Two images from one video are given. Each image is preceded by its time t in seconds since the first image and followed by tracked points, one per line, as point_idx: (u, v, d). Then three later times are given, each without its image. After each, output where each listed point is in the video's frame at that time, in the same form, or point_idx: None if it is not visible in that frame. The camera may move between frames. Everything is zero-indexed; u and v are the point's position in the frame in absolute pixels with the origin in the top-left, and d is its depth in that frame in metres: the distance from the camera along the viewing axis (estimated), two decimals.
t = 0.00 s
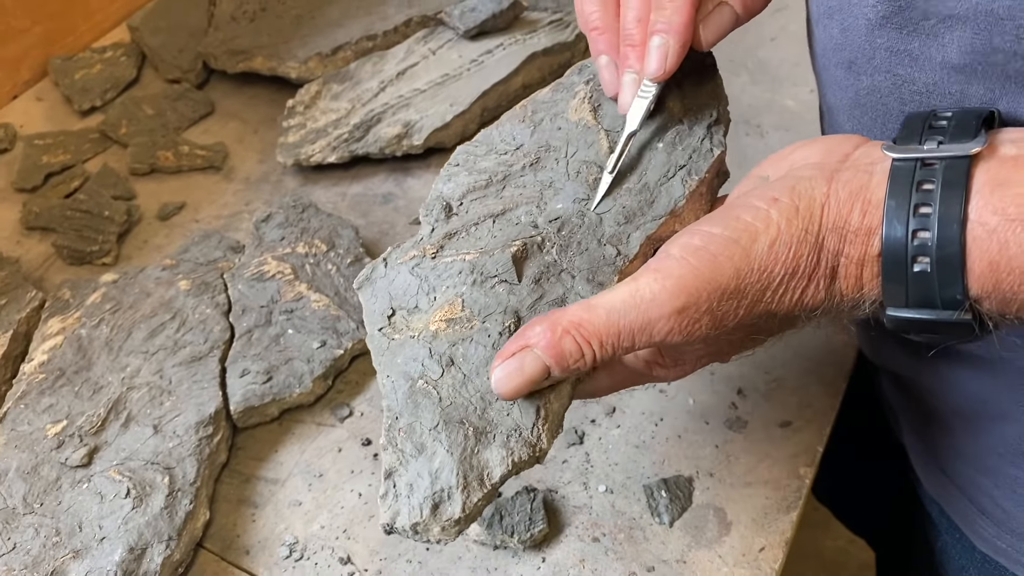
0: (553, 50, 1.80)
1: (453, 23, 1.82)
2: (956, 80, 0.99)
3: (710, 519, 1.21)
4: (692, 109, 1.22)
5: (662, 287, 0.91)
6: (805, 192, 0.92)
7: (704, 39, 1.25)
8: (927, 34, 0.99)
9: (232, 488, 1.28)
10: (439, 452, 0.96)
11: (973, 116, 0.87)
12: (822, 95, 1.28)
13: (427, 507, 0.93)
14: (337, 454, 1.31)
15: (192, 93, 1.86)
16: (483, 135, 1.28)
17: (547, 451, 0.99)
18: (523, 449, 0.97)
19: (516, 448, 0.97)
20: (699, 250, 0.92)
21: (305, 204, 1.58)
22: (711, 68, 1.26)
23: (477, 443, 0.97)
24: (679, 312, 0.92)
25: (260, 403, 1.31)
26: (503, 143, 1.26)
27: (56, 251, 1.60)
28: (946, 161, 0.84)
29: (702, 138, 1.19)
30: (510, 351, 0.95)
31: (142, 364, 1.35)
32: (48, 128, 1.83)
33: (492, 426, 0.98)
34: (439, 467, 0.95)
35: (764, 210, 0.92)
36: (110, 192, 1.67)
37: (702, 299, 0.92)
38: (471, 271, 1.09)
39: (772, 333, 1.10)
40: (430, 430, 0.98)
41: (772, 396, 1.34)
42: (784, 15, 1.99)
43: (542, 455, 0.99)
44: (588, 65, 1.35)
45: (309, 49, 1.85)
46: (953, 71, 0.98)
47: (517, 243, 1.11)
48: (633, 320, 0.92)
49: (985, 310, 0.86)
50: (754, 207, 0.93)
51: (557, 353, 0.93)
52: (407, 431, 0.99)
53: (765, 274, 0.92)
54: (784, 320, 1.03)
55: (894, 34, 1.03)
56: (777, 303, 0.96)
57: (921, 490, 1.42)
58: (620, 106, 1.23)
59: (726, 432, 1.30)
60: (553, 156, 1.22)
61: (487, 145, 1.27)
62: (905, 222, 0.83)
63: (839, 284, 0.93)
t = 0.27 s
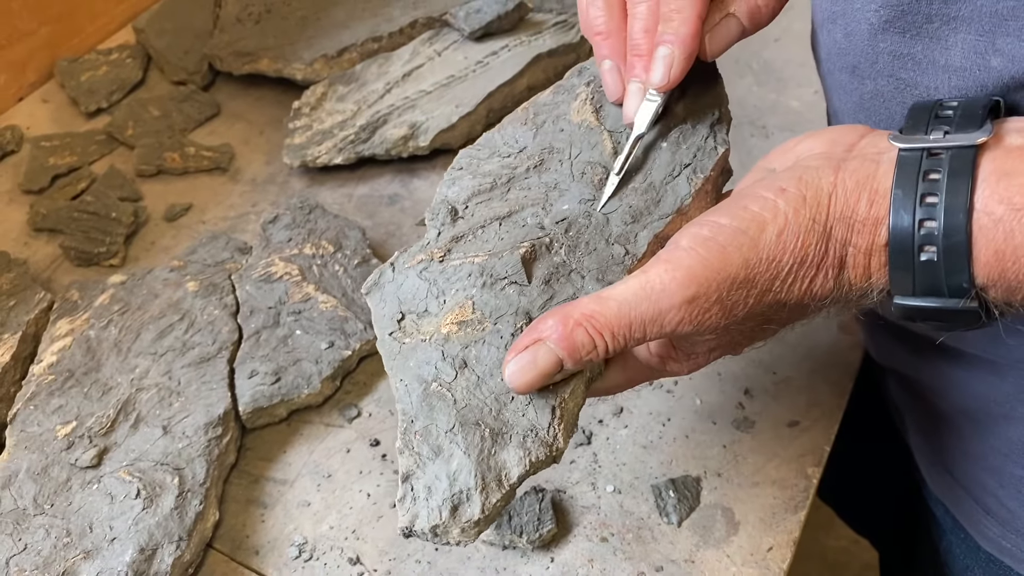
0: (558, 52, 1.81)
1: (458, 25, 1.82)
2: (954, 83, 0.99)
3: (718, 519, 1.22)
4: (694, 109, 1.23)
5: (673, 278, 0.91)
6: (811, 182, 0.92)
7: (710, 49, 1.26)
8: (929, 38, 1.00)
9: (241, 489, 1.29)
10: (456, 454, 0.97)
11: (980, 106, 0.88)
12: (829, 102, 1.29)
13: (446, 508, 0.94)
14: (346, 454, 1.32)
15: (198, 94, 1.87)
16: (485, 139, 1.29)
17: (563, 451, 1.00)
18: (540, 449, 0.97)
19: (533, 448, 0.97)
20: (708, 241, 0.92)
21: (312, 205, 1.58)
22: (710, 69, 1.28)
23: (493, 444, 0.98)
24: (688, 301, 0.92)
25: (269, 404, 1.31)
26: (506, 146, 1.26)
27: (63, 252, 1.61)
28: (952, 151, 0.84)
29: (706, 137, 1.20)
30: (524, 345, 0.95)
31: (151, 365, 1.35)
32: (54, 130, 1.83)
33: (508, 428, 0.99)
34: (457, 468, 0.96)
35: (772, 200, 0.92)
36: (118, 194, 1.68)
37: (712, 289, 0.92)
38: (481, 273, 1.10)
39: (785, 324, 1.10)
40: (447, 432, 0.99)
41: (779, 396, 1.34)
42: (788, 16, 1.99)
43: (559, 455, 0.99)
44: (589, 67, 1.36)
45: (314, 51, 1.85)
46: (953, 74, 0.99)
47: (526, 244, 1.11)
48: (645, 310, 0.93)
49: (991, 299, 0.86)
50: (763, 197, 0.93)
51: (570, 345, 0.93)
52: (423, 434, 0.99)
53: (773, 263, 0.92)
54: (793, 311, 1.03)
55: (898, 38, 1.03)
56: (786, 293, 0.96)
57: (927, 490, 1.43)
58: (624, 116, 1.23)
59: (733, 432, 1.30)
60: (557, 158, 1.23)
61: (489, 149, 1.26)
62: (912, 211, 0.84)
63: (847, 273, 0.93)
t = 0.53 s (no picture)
0: (559, 52, 1.80)
1: (459, 24, 1.82)
2: (964, 83, 0.98)
3: (722, 521, 1.21)
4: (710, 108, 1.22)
5: (683, 277, 0.91)
6: (824, 186, 0.91)
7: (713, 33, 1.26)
8: (937, 37, 0.99)
9: (242, 491, 1.28)
10: (458, 440, 0.97)
11: (993, 113, 0.87)
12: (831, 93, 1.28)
13: (446, 493, 0.93)
14: (347, 456, 1.31)
15: (199, 95, 1.86)
16: (501, 134, 1.28)
17: (565, 442, 0.99)
18: (543, 439, 0.97)
19: (535, 438, 0.97)
20: (719, 242, 0.92)
21: (312, 206, 1.58)
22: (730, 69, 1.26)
23: (496, 433, 0.97)
24: (698, 303, 0.92)
25: (270, 405, 1.31)
26: (520, 139, 1.26)
27: (63, 253, 1.60)
28: (964, 158, 0.84)
29: (721, 136, 1.19)
30: (532, 341, 0.95)
31: (151, 367, 1.35)
32: (54, 130, 1.82)
33: (511, 417, 0.98)
34: (459, 454, 0.96)
35: (784, 203, 0.92)
36: (118, 195, 1.67)
37: (721, 290, 0.92)
38: (491, 263, 1.09)
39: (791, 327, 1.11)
40: (450, 420, 0.98)
41: (783, 397, 1.34)
42: (789, 16, 1.99)
43: (562, 446, 0.99)
44: (606, 64, 1.36)
45: (314, 51, 1.85)
46: (961, 74, 0.98)
47: (537, 236, 1.11)
48: (653, 309, 0.92)
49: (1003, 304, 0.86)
50: (775, 199, 0.92)
51: (577, 343, 0.93)
52: (427, 420, 0.99)
53: (784, 266, 0.92)
54: (802, 315, 1.03)
55: (906, 35, 1.02)
56: (796, 296, 0.95)
57: (929, 490, 1.42)
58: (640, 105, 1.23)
59: (737, 433, 1.30)
60: (571, 153, 1.22)
61: (505, 141, 1.26)
62: (924, 217, 0.83)
63: (858, 277, 0.93)
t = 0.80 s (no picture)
0: (561, 50, 1.79)
1: (460, 22, 1.80)
2: (973, 82, 0.98)
3: (728, 523, 1.20)
4: (711, 110, 1.21)
5: (690, 282, 0.90)
6: (832, 186, 0.91)
7: (721, 43, 1.24)
8: (947, 34, 0.98)
9: (244, 493, 1.27)
10: (466, 456, 0.95)
11: (1005, 110, 0.85)
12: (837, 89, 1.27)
13: (456, 512, 0.92)
14: (349, 458, 1.30)
15: (198, 93, 1.85)
16: (497, 141, 1.26)
17: (576, 454, 0.98)
18: (552, 452, 0.96)
19: (545, 451, 0.96)
20: (726, 245, 0.91)
21: (313, 205, 1.57)
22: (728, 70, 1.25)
23: (505, 447, 0.96)
24: (706, 308, 0.91)
25: (271, 407, 1.30)
26: (519, 146, 1.24)
27: (62, 253, 1.59)
28: (975, 156, 0.82)
29: (723, 138, 1.18)
30: (538, 351, 0.94)
31: (152, 368, 1.34)
32: (52, 130, 1.81)
33: (519, 430, 0.97)
34: (468, 471, 0.95)
35: (791, 204, 0.91)
36: (117, 195, 1.66)
37: (729, 294, 0.91)
38: (493, 273, 1.08)
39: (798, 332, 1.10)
40: (457, 435, 0.97)
41: (788, 397, 1.33)
42: (792, 13, 1.97)
43: (572, 460, 0.98)
44: (603, 65, 1.34)
45: (315, 49, 1.83)
46: (971, 72, 0.97)
47: (539, 244, 1.09)
48: (660, 315, 0.91)
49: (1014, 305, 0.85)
50: (782, 201, 0.92)
51: (584, 351, 0.92)
52: (433, 435, 0.98)
53: (793, 269, 0.91)
54: (810, 318, 1.02)
55: (915, 32, 1.01)
56: (804, 299, 0.95)
57: (933, 493, 1.41)
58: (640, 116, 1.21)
59: (742, 434, 1.29)
60: (571, 158, 1.21)
61: (502, 148, 1.24)
62: (934, 217, 0.82)
63: (867, 280, 0.92)
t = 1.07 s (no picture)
0: (563, 45, 1.77)
1: (461, 18, 1.78)
2: (980, 76, 0.95)
3: (735, 525, 1.18)
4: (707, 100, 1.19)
5: (692, 275, 0.87)
6: (839, 177, 0.89)
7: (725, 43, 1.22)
8: (953, 28, 0.96)
9: (243, 496, 1.25)
10: (464, 465, 0.93)
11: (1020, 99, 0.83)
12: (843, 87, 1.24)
13: (455, 523, 0.90)
14: (350, 460, 1.28)
15: (196, 90, 1.83)
16: (485, 134, 1.24)
17: (577, 461, 0.96)
18: (553, 459, 0.94)
19: (545, 458, 0.94)
20: (728, 237, 0.88)
21: (313, 203, 1.55)
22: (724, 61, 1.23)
23: (504, 455, 0.94)
24: (709, 301, 0.88)
25: (271, 408, 1.28)
26: (508, 138, 1.22)
27: (58, 252, 1.57)
28: (988, 146, 0.80)
29: (720, 128, 1.16)
30: (536, 349, 0.91)
31: (149, 369, 1.32)
32: (49, 127, 1.79)
33: (518, 437, 0.95)
34: (467, 481, 0.93)
35: (797, 194, 0.89)
36: (114, 193, 1.64)
37: (733, 288, 0.89)
38: (487, 272, 1.06)
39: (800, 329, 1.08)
40: (455, 444, 0.95)
41: (796, 397, 1.31)
42: (796, 8, 1.95)
43: (573, 464, 0.96)
44: (594, 54, 1.32)
45: (314, 45, 1.81)
46: (978, 66, 0.95)
47: (533, 241, 1.07)
48: (662, 309, 0.88)
49: None
50: (786, 191, 0.90)
51: (583, 348, 0.88)
52: (430, 445, 0.96)
53: (797, 262, 0.89)
54: (814, 313, 1.00)
55: (921, 25, 0.99)
56: (808, 293, 0.93)
57: (942, 493, 1.39)
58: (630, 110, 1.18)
59: (749, 435, 1.27)
60: (562, 151, 1.19)
61: (492, 140, 1.22)
62: (945, 210, 0.80)
63: (874, 273, 0.91)
